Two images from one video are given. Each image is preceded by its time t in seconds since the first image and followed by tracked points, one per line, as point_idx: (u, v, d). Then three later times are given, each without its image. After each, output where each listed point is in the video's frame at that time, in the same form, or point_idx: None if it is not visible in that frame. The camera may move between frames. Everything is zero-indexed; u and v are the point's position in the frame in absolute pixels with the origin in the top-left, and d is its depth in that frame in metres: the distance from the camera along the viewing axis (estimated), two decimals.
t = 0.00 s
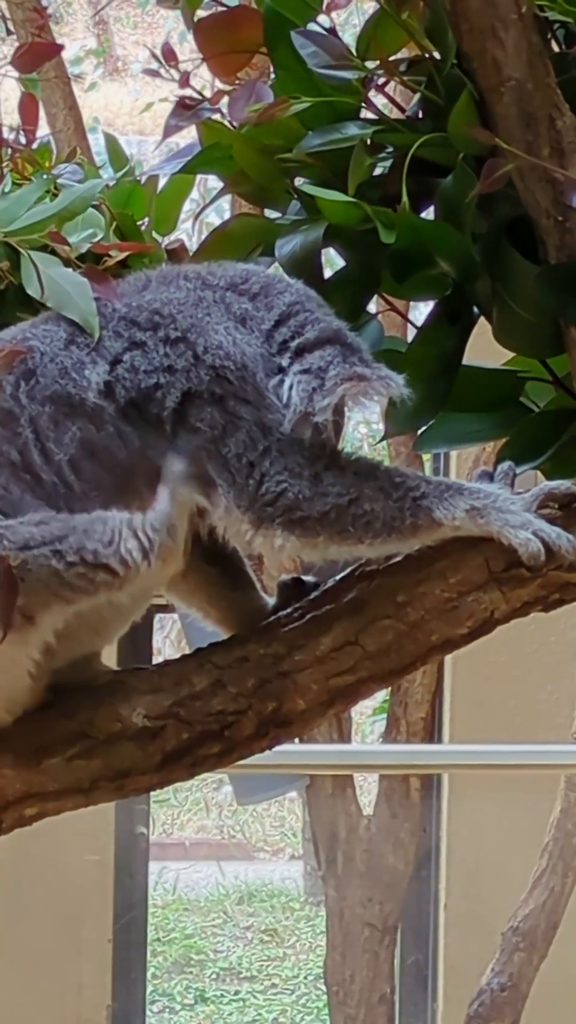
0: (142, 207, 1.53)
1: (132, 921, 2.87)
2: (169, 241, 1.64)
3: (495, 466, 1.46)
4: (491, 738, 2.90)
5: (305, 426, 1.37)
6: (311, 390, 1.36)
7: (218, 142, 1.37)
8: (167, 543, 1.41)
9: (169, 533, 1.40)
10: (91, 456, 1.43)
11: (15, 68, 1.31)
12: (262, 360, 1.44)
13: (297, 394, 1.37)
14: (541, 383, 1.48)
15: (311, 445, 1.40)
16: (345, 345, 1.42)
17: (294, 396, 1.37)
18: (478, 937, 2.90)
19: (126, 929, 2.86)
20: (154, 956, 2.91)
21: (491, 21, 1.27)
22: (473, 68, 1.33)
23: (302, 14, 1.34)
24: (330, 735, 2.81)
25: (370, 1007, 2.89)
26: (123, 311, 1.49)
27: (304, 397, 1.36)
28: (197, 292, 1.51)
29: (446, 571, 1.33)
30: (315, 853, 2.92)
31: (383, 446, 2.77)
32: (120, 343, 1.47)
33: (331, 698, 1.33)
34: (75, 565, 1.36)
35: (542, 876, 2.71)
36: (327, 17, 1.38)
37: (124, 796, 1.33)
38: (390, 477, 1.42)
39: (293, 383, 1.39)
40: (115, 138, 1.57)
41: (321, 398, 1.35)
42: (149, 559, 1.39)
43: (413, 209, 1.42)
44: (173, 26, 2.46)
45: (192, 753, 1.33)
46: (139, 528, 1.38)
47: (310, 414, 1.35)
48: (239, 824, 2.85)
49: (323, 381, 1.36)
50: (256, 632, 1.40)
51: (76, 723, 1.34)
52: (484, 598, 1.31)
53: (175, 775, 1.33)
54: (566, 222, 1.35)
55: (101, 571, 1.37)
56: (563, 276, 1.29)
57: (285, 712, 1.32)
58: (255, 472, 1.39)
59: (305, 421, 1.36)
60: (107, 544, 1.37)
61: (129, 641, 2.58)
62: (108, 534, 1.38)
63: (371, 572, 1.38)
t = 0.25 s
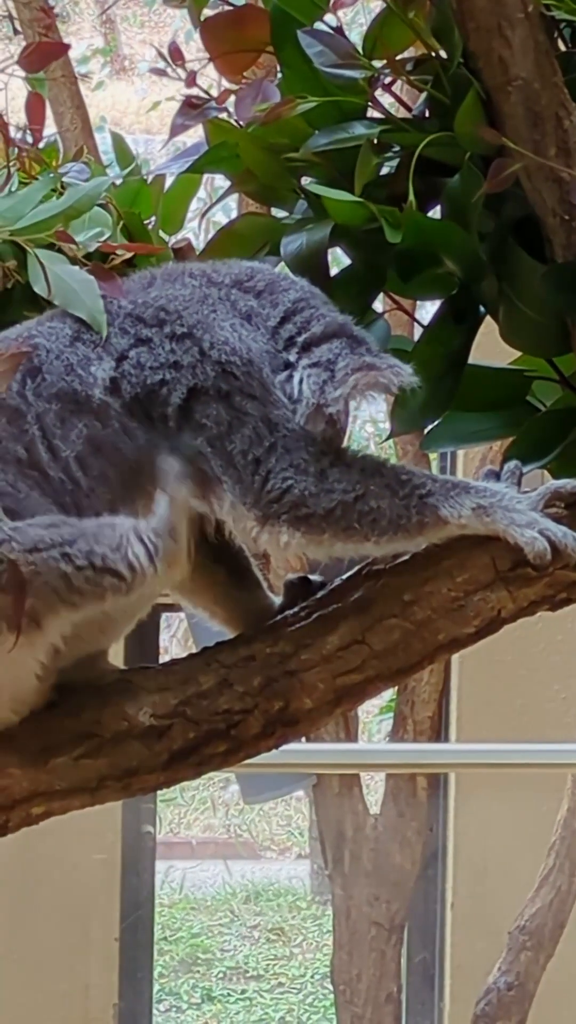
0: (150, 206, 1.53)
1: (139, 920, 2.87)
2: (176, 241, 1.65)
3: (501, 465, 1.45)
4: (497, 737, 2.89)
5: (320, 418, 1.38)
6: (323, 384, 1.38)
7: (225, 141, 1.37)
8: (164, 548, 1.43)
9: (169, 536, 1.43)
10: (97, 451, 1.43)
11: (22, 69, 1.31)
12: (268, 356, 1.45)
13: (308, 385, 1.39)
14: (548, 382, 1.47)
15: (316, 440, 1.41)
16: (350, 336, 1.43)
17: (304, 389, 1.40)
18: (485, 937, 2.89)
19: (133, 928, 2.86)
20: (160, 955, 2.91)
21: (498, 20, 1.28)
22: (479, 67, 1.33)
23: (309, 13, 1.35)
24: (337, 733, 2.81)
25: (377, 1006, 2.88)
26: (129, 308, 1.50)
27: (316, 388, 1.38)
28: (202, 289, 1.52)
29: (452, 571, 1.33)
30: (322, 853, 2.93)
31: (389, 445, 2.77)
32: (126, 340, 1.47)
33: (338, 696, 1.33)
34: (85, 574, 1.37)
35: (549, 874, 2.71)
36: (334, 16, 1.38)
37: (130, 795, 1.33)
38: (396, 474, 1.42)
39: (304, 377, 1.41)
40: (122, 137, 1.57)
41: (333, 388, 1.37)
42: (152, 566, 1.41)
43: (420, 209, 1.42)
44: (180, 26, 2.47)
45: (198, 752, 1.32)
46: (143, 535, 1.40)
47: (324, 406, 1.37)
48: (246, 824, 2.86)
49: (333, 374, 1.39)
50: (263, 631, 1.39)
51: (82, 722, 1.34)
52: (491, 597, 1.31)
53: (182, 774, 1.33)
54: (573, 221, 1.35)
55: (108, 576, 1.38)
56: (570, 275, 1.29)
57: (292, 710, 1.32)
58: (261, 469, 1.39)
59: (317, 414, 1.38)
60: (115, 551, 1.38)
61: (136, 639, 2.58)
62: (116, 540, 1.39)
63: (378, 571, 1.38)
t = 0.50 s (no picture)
0: (154, 208, 1.53)
1: (143, 921, 2.84)
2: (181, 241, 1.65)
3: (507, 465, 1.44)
4: (502, 739, 2.88)
5: (329, 420, 1.37)
6: (328, 385, 1.38)
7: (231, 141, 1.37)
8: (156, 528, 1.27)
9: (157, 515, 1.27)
10: (100, 453, 1.43)
11: (28, 69, 1.31)
12: (271, 358, 1.44)
13: (314, 386, 1.39)
14: (553, 383, 1.47)
15: (320, 441, 1.40)
16: (354, 336, 1.43)
17: (310, 390, 1.39)
18: (489, 937, 2.90)
19: (137, 929, 2.84)
20: (165, 956, 2.89)
21: (504, 20, 1.27)
22: (485, 67, 1.33)
23: (316, 14, 1.35)
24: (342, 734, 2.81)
25: (382, 1007, 2.90)
26: (132, 311, 1.49)
27: (323, 389, 1.37)
28: (205, 291, 1.51)
29: (458, 572, 1.33)
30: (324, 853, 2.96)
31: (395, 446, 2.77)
32: (129, 342, 1.46)
33: (344, 697, 1.33)
34: (73, 555, 1.30)
35: (554, 875, 2.71)
36: (339, 17, 1.38)
37: (136, 796, 1.33)
38: (401, 475, 1.41)
39: (309, 378, 1.40)
40: (126, 137, 1.57)
41: (340, 390, 1.36)
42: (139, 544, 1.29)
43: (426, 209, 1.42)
44: (184, 26, 2.47)
45: (204, 753, 1.32)
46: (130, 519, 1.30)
47: (331, 408, 1.36)
48: (251, 824, 2.86)
49: (339, 374, 1.38)
50: (269, 632, 1.39)
51: (87, 722, 1.34)
52: (496, 598, 1.31)
53: (188, 775, 1.33)
54: None
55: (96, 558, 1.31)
56: None
57: (298, 711, 1.32)
58: (266, 471, 1.39)
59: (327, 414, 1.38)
60: (101, 532, 1.30)
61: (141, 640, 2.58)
62: (101, 521, 1.31)
63: (384, 572, 1.38)
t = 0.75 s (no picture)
0: (158, 208, 1.52)
1: (147, 921, 2.85)
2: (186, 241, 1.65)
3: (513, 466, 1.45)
4: (507, 739, 2.89)
5: (336, 411, 1.39)
6: (334, 375, 1.41)
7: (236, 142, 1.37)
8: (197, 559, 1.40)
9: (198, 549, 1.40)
10: (106, 446, 1.45)
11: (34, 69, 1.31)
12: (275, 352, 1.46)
13: (319, 379, 1.42)
14: (559, 384, 1.46)
15: (324, 434, 1.41)
16: (358, 328, 1.45)
17: (316, 382, 1.42)
18: (492, 937, 2.88)
19: (141, 929, 2.85)
20: (168, 955, 2.88)
21: (510, 20, 1.29)
22: (491, 68, 1.33)
23: (321, 14, 1.34)
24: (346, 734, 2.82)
25: (386, 1007, 2.95)
26: (137, 305, 1.49)
27: (329, 381, 1.40)
28: (209, 287, 1.52)
29: (463, 572, 1.32)
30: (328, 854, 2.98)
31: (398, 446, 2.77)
32: (134, 337, 1.47)
33: (349, 698, 1.33)
34: (110, 578, 1.36)
35: (557, 876, 2.70)
36: (345, 17, 1.38)
37: (141, 796, 1.33)
38: (406, 474, 1.43)
39: (314, 371, 1.43)
40: (130, 137, 1.57)
41: (346, 380, 1.39)
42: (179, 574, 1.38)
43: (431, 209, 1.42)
44: (188, 27, 2.48)
45: (209, 753, 1.32)
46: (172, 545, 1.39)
47: (337, 398, 1.39)
48: (254, 825, 2.86)
49: (343, 364, 1.41)
50: (274, 632, 1.39)
51: (92, 723, 1.34)
52: (502, 599, 1.30)
53: (193, 775, 1.33)
54: None
55: (131, 586, 1.37)
56: None
57: (303, 711, 1.32)
58: (270, 464, 1.41)
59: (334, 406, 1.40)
60: (140, 560, 1.37)
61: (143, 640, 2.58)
62: (142, 548, 1.38)
63: (390, 572, 1.38)
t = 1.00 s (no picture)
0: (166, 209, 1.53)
1: (155, 921, 2.83)
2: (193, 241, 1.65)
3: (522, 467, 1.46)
4: (515, 739, 2.89)
5: (346, 410, 1.40)
6: (342, 375, 1.42)
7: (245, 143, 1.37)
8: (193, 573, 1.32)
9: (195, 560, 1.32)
10: (112, 447, 1.44)
11: (43, 69, 1.31)
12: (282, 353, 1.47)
13: (327, 379, 1.43)
14: (568, 383, 1.44)
15: (332, 435, 1.42)
16: (364, 327, 1.47)
17: (324, 383, 1.43)
18: (497, 936, 2.89)
19: (149, 928, 2.83)
20: (175, 956, 2.89)
21: (519, 20, 1.27)
22: (500, 68, 1.33)
23: (329, 14, 1.34)
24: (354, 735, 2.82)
25: (394, 1006, 2.93)
26: (143, 308, 1.49)
27: (338, 381, 1.41)
28: (215, 288, 1.52)
29: (472, 573, 1.32)
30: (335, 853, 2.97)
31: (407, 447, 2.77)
32: (139, 338, 1.47)
33: (358, 698, 1.33)
34: (102, 580, 1.35)
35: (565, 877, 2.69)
36: (353, 17, 1.38)
37: (150, 797, 1.33)
38: (413, 474, 1.43)
39: (322, 371, 1.44)
40: (137, 137, 1.57)
41: (354, 378, 1.40)
42: (172, 584, 1.32)
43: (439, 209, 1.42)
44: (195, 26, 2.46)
45: (218, 754, 1.32)
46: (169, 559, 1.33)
47: (346, 398, 1.40)
48: (261, 824, 2.86)
49: (351, 363, 1.42)
50: (282, 633, 1.39)
51: (101, 724, 1.34)
52: (510, 600, 1.30)
53: (202, 776, 1.33)
54: None
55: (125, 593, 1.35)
56: None
57: (312, 712, 1.32)
58: (278, 466, 1.40)
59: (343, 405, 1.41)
60: (136, 566, 1.34)
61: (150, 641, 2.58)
62: (139, 556, 1.35)
63: (398, 573, 1.37)
